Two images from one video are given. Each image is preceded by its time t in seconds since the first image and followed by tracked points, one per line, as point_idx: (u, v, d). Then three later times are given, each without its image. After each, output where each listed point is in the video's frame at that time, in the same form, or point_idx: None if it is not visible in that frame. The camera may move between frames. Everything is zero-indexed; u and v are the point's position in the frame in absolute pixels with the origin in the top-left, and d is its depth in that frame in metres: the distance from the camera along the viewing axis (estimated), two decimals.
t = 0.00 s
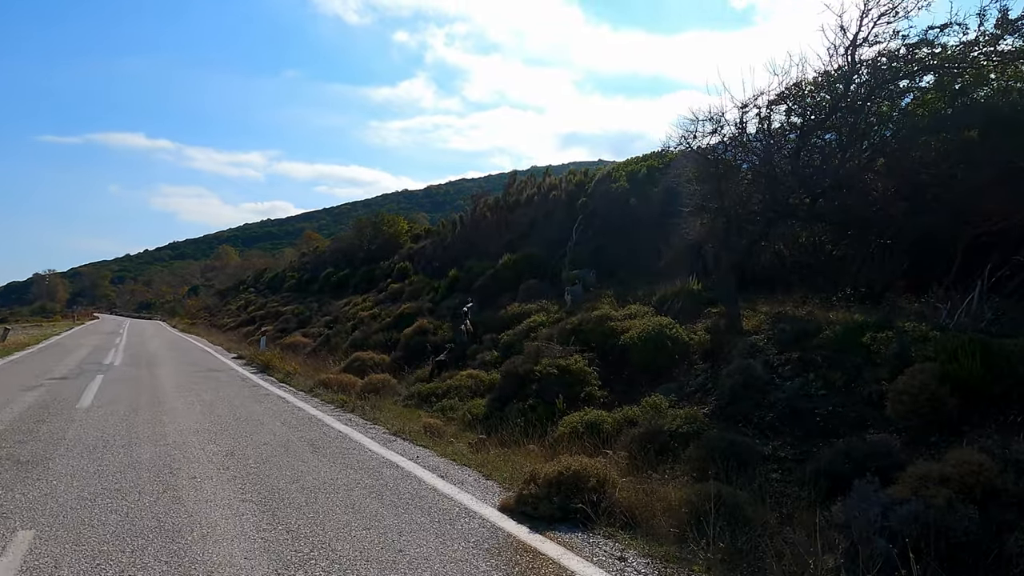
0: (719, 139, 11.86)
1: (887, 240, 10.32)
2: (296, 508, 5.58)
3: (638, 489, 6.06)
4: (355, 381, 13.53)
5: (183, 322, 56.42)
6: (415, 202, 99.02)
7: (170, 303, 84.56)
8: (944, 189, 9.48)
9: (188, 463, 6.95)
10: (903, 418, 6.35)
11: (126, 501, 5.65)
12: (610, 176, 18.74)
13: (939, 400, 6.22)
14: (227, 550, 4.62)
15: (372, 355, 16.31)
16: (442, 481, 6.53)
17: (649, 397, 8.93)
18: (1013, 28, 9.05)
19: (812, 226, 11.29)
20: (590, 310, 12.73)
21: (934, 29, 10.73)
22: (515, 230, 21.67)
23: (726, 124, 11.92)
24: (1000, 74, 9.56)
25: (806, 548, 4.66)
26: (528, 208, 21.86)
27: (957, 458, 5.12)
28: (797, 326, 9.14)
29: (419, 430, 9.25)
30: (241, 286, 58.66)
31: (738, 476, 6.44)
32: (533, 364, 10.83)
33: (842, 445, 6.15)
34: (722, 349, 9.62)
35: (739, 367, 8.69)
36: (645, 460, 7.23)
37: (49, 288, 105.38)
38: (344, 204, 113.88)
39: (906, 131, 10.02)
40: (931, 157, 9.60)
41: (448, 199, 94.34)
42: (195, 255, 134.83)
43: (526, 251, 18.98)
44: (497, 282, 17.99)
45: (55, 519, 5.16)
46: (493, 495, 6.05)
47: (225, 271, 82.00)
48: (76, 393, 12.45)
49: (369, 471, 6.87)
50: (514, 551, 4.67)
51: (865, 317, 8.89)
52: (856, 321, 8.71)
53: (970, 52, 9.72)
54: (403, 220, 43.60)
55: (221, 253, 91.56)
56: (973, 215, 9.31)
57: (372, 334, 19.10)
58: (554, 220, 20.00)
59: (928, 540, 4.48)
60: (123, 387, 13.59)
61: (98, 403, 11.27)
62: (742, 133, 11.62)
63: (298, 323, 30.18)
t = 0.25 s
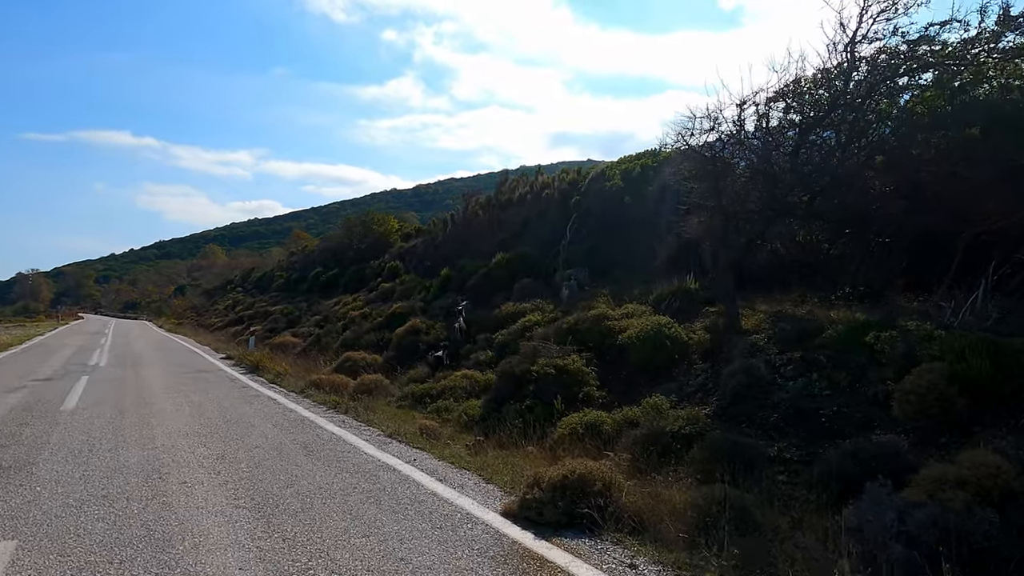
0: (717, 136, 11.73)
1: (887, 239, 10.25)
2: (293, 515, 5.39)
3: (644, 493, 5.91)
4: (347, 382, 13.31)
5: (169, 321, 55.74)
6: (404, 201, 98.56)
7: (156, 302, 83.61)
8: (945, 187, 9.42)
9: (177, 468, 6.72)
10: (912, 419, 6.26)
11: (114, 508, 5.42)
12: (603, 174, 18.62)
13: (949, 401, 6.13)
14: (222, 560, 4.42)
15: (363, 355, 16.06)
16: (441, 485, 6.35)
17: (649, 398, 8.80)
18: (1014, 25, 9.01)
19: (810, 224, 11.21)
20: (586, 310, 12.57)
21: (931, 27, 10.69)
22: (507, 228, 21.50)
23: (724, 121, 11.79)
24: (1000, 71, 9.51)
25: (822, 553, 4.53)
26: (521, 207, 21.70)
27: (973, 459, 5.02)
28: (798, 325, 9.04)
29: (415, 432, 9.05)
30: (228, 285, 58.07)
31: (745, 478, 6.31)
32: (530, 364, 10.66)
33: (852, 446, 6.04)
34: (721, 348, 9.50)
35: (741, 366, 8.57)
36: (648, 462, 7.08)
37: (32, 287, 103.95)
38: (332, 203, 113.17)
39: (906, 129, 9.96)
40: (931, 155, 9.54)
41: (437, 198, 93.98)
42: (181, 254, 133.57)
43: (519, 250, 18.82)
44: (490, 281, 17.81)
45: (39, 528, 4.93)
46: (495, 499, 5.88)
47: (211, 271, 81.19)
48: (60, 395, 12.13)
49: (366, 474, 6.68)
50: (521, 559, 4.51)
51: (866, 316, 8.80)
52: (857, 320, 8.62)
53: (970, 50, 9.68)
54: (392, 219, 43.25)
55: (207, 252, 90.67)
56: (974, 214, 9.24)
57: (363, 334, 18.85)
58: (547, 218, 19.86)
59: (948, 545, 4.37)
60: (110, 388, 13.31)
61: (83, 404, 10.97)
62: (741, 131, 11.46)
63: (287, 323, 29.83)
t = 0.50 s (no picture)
0: (715, 135, 11.60)
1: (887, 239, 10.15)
2: (289, 527, 5.17)
3: (652, 501, 5.73)
4: (340, 385, 13.05)
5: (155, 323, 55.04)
6: (392, 202, 98.06)
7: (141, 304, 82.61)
8: (947, 187, 9.32)
9: (167, 478, 6.47)
10: (924, 424, 6.12)
11: (101, 522, 5.17)
12: (597, 174, 18.46)
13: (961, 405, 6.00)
14: None
15: (355, 357, 15.80)
16: (442, 494, 6.14)
17: (651, 401, 8.62)
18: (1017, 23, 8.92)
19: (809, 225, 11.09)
20: (583, 311, 12.41)
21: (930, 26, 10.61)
22: (500, 229, 21.30)
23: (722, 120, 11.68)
24: (1002, 70, 9.43)
25: (842, 565, 4.37)
26: (513, 207, 21.50)
27: (992, 466, 4.88)
28: (801, 326, 8.91)
29: (411, 437, 8.83)
30: (215, 286, 57.47)
31: (754, 485, 6.15)
32: (527, 367, 10.47)
33: (864, 452, 5.89)
34: (722, 351, 9.35)
35: (744, 369, 8.42)
36: (653, 469, 6.90)
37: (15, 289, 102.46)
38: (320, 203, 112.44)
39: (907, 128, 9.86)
40: (933, 155, 9.45)
41: (426, 199, 93.59)
42: (167, 254, 132.23)
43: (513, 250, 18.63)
44: (483, 282, 17.61)
45: (22, 544, 4.68)
46: (499, 509, 5.68)
47: (198, 272, 80.35)
48: (44, 401, 11.79)
49: (364, 483, 6.45)
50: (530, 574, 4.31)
51: (869, 318, 8.68)
52: (861, 322, 8.49)
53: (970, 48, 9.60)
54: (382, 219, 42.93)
55: (194, 253, 89.76)
56: (976, 214, 9.15)
57: (355, 336, 18.58)
58: (541, 218, 19.68)
59: (973, 555, 4.23)
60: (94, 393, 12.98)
61: (68, 410, 10.66)
62: (739, 130, 11.38)
63: (276, 325, 29.46)
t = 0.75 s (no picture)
0: (712, 134, 11.47)
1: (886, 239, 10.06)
2: (282, 540, 4.93)
3: (659, 508, 5.55)
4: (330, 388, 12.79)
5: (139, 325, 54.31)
6: (380, 202, 97.51)
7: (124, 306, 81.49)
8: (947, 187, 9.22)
9: (153, 488, 6.21)
10: (934, 427, 5.99)
11: (84, 535, 4.91)
12: (589, 174, 18.30)
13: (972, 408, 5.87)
14: None
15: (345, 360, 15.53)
16: (440, 503, 5.93)
17: (651, 404, 8.46)
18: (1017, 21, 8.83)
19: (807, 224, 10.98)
20: (578, 313, 12.24)
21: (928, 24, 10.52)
22: (490, 229, 21.09)
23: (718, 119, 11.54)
24: (1001, 68, 9.34)
25: None
26: (504, 207, 21.29)
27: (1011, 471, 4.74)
28: (801, 327, 8.78)
29: (406, 442, 8.60)
30: (200, 287, 56.80)
31: (762, 490, 5.98)
32: (523, 369, 10.27)
33: (874, 457, 5.75)
34: (722, 352, 9.21)
35: (745, 371, 8.27)
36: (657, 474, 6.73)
37: None
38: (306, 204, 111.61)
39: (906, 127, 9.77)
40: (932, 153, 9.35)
41: (413, 199, 93.14)
42: (151, 255, 130.74)
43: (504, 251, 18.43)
44: (474, 283, 17.39)
45: None
46: (501, 519, 5.47)
47: (182, 273, 79.43)
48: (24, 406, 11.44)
49: (359, 492, 6.22)
50: None
51: (870, 319, 8.57)
52: (863, 323, 8.37)
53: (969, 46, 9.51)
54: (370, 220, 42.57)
55: (178, 254, 88.74)
56: (975, 214, 9.08)
57: (344, 338, 18.30)
58: (532, 219, 19.48)
59: (997, 565, 4.09)
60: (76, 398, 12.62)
61: (49, 416, 10.33)
62: (736, 129, 11.26)
63: (263, 327, 29.06)
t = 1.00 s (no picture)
0: (711, 132, 11.34)
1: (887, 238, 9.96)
2: (275, 548, 4.71)
3: (667, 512, 5.38)
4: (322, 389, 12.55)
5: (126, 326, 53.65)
6: (370, 202, 97.02)
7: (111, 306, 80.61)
8: (949, 184, 9.13)
9: (141, 492, 5.98)
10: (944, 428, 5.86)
11: (68, 544, 4.68)
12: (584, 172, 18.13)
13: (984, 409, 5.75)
14: None
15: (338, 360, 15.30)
16: (440, 507, 5.73)
17: (653, 405, 8.30)
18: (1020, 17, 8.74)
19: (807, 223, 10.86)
20: (575, 312, 12.06)
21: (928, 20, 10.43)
22: (484, 228, 20.90)
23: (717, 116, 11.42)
24: (1003, 65, 9.26)
25: None
26: (497, 206, 21.09)
27: None
28: (804, 326, 8.65)
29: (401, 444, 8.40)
30: (189, 287, 56.19)
31: (771, 493, 5.83)
32: (520, 369, 10.09)
33: (885, 458, 5.61)
34: (723, 352, 9.06)
35: (748, 371, 8.12)
36: (662, 476, 6.56)
37: None
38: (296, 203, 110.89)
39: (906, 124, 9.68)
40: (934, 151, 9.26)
41: (404, 199, 92.73)
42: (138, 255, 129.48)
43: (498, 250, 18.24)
44: (468, 282, 17.18)
45: None
46: (504, 524, 5.28)
47: (170, 273, 78.63)
48: (8, 408, 11.14)
49: (356, 496, 6.02)
50: None
51: (874, 318, 8.44)
52: (866, 322, 8.25)
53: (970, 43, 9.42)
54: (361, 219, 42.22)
55: (166, 253, 87.90)
56: (977, 212, 8.99)
57: (336, 338, 18.05)
58: (526, 217, 19.30)
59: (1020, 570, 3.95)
60: (61, 399, 12.33)
61: (34, 419, 10.04)
62: (735, 126, 11.13)
63: (253, 327, 28.72)
